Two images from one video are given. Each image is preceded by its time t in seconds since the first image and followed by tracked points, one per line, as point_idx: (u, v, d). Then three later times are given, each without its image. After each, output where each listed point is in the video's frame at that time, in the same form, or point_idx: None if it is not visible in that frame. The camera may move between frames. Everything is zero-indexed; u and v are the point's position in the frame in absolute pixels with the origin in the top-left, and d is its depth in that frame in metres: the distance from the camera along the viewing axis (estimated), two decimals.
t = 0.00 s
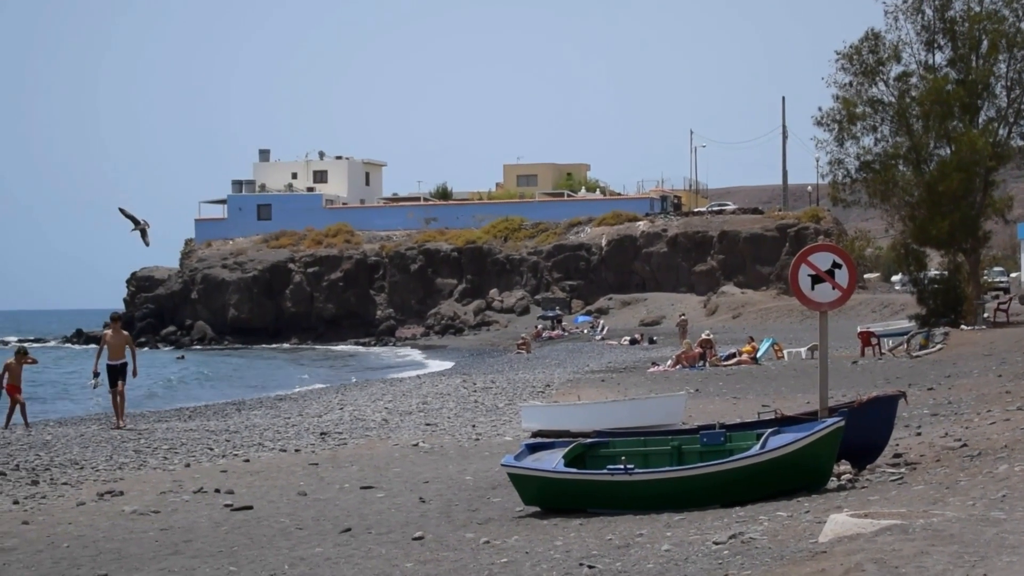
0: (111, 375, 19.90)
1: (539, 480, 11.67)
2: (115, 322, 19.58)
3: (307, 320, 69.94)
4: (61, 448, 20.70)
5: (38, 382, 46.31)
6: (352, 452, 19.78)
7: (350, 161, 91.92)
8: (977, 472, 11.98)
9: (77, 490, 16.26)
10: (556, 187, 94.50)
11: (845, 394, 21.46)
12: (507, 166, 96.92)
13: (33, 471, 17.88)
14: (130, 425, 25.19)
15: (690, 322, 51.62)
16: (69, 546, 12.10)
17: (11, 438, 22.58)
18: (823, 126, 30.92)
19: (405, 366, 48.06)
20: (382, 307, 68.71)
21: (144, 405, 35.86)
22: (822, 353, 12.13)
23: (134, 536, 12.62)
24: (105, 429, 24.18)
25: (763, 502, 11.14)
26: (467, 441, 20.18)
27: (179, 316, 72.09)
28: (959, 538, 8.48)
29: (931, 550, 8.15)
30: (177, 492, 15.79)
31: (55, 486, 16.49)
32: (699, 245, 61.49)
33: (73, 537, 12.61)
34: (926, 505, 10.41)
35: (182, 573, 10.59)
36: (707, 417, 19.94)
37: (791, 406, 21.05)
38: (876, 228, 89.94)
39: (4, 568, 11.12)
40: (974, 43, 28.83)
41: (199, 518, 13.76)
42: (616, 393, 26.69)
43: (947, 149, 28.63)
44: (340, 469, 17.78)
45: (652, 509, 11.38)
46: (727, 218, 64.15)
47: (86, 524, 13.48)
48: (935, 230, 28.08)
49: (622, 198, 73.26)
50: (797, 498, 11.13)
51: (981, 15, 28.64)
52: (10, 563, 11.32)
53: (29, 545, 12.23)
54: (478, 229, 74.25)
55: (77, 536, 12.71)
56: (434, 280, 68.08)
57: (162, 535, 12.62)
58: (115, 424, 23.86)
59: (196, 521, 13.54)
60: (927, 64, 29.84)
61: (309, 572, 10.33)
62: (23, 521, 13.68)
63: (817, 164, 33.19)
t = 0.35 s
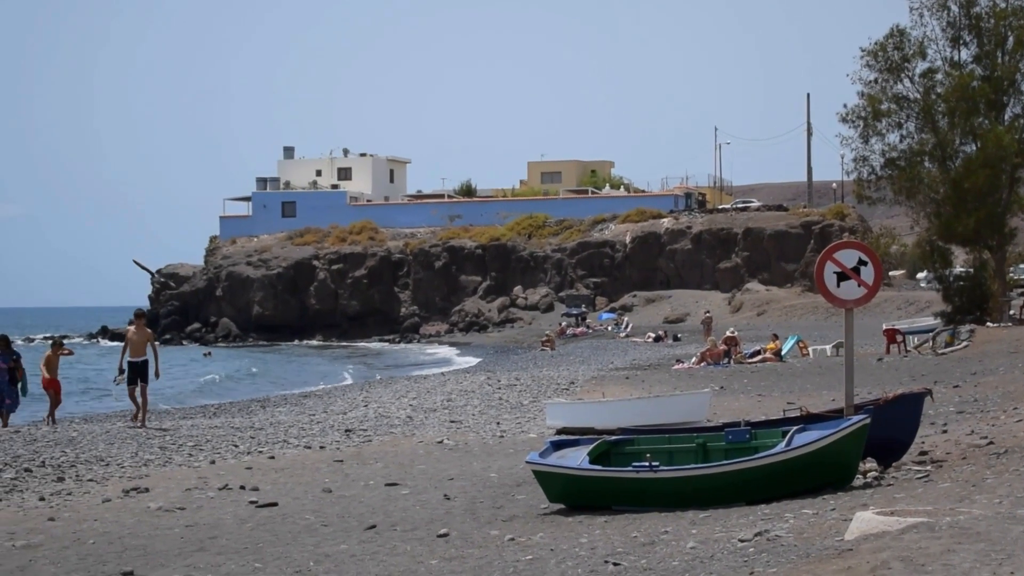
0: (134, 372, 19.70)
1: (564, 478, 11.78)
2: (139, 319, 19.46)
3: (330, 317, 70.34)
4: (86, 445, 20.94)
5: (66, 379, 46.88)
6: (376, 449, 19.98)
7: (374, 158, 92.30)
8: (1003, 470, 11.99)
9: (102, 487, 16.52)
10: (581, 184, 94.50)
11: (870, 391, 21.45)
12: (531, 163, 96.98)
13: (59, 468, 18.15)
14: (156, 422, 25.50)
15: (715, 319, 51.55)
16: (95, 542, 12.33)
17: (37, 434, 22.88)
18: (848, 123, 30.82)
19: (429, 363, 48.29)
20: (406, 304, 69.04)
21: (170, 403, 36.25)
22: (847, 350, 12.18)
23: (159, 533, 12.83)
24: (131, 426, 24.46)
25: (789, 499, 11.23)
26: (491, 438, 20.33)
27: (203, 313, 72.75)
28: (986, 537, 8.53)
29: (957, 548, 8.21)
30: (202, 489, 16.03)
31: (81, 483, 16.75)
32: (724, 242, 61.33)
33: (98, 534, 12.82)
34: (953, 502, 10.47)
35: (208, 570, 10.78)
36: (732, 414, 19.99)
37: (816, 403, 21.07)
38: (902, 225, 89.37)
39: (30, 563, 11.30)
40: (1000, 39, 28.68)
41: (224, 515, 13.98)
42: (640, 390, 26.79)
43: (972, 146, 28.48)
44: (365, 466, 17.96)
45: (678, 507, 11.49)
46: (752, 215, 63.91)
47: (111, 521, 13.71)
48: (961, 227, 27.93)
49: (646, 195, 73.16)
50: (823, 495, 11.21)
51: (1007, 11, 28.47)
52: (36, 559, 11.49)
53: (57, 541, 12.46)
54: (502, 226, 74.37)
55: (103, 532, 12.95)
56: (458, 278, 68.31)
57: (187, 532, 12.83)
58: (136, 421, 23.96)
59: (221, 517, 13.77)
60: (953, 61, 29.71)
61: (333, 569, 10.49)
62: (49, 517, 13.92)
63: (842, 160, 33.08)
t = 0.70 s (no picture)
0: (152, 374, 19.68)
1: (588, 475, 11.89)
2: (156, 323, 19.54)
3: (354, 314, 70.63)
4: (111, 442, 21.23)
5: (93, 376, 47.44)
6: (401, 446, 20.17)
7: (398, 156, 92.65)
8: None
9: (126, 484, 16.79)
10: (604, 181, 94.46)
11: (895, 388, 21.44)
12: (554, 160, 96.96)
13: (83, 464, 18.45)
14: (181, 419, 25.84)
15: (739, 317, 51.48)
16: (119, 539, 12.55)
17: (63, 431, 23.19)
18: (872, 120, 30.75)
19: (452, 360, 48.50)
20: (430, 301, 69.29)
21: (196, 400, 36.65)
22: (873, 348, 12.21)
23: (184, 530, 13.07)
24: (156, 423, 24.74)
25: (813, 497, 11.31)
26: (515, 436, 20.47)
27: (228, 310, 73.43)
28: (1014, 535, 8.58)
29: (985, 546, 8.27)
30: (227, 485, 16.26)
31: (105, 480, 17.04)
32: (748, 239, 61.17)
33: (123, 531, 13.05)
34: (979, 500, 10.49)
35: (234, 566, 10.97)
36: (756, 412, 20.05)
37: (841, 401, 21.10)
38: (927, 222, 88.80)
39: (56, 560, 11.54)
40: None
41: (249, 511, 14.21)
42: (664, 387, 26.87)
43: (998, 143, 28.20)
44: (388, 463, 18.14)
45: (701, 505, 11.58)
46: (777, 211, 63.67)
47: (136, 518, 13.95)
48: (986, 224, 27.67)
49: (669, 192, 73.02)
50: (848, 493, 11.29)
51: None
52: (61, 556, 11.72)
53: (82, 538, 12.70)
54: (526, 223, 74.49)
55: (128, 529, 13.18)
56: (481, 275, 68.52)
57: (212, 529, 13.05)
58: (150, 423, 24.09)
59: (246, 514, 13.99)
60: (978, 57, 29.59)
61: (357, 566, 10.66)
62: (75, 514, 14.18)
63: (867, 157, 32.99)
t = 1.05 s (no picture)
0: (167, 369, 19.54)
1: (612, 472, 12.05)
2: (168, 315, 19.59)
3: (377, 311, 71.02)
4: (136, 438, 21.54)
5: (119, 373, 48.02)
6: (424, 443, 20.38)
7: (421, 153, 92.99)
8: None
9: (150, 480, 17.09)
10: (627, 178, 94.39)
11: (919, 386, 21.46)
12: (577, 157, 96.98)
13: (108, 460, 18.76)
14: (206, 416, 26.17)
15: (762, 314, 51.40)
16: (144, 536, 12.82)
17: (88, 427, 23.53)
18: (896, 117, 30.68)
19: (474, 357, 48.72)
20: (453, 298, 69.55)
21: (222, 397, 37.05)
22: (897, 345, 12.30)
23: (208, 526, 13.32)
24: (182, 420, 25.10)
25: (837, 494, 11.43)
26: (538, 433, 20.65)
27: (251, 307, 74.06)
28: None
29: (1008, 544, 8.37)
30: (250, 482, 16.53)
31: (130, 476, 17.34)
32: (771, 236, 61.02)
33: (147, 527, 13.33)
34: (1003, 498, 10.58)
35: (258, 562, 11.20)
36: (779, 409, 20.14)
37: (865, 398, 21.14)
38: (953, 218, 88.22)
39: (81, 556, 11.80)
40: None
41: (273, 508, 14.45)
42: (687, 384, 26.96)
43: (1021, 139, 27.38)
44: (412, 460, 18.37)
45: (725, 502, 11.72)
46: (800, 208, 63.45)
47: (160, 514, 14.23)
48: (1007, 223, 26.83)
49: (693, 188, 72.91)
50: (871, 490, 11.40)
51: None
52: (85, 552, 11.98)
53: (107, 535, 12.97)
54: (549, 220, 74.56)
55: (152, 526, 13.45)
56: (504, 272, 68.68)
57: (235, 526, 13.30)
58: (169, 420, 24.62)
59: (270, 511, 14.23)
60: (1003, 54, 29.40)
61: (380, 562, 10.87)
62: (99, 510, 14.48)
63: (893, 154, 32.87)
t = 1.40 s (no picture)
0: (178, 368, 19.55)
1: (635, 469, 12.20)
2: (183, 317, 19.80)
3: (399, 308, 71.39)
4: (159, 435, 21.86)
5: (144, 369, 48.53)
6: (447, 439, 20.61)
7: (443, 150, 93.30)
8: None
9: (173, 476, 17.39)
10: (649, 174, 94.37)
11: (942, 382, 21.50)
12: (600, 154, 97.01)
13: (131, 456, 19.10)
14: (229, 413, 26.50)
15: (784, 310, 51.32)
16: (167, 532, 13.09)
17: (111, 424, 23.86)
18: (919, 113, 30.62)
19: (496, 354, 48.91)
20: (475, 295, 69.78)
21: (246, 393, 37.45)
22: (920, 343, 12.39)
23: (231, 522, 13.59)
24: (206, 417, 25.44)
25: (860, 491, 11.54)
26: (561, 429, 20.83)
27: (273, 304, 74.61)
28: None
29: None
30: (273, 479, 16.80)
31: (152, 473, 17.65)
32: (794, 232, 60.88)
33: (171, 523, 13.60)
34: None
35: (281, 559, 11.43)
36: (801, 406, 20.23)
37: (887, 395, 21.21)
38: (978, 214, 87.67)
39: (105, 552, 12.08)
40: None
41: (296, 504, 14.71)
42: (709, 381, 27.06)
43: None
44: (434, 456, 18.59)
45: (748, 499, 11.86)
46: (823, 205, 63.26)
47: (183, 510, 14.52)
48: None
49: (715, 185, 72.80)
50: (895, 488, 11.51)
51: None
52: (109, 548, 12.26)
53: (130, 531, 13.25)
54: (571, 216, 74.64)
55: (175, 522, 13.73)
56: (527, 268, 68.86)
57: (259, 522, 13.57)
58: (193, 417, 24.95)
59: (292, 507, 14.48)
60: None
61: (403, 559, 11.08)
62: (122, 507, 14.77)
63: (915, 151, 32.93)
